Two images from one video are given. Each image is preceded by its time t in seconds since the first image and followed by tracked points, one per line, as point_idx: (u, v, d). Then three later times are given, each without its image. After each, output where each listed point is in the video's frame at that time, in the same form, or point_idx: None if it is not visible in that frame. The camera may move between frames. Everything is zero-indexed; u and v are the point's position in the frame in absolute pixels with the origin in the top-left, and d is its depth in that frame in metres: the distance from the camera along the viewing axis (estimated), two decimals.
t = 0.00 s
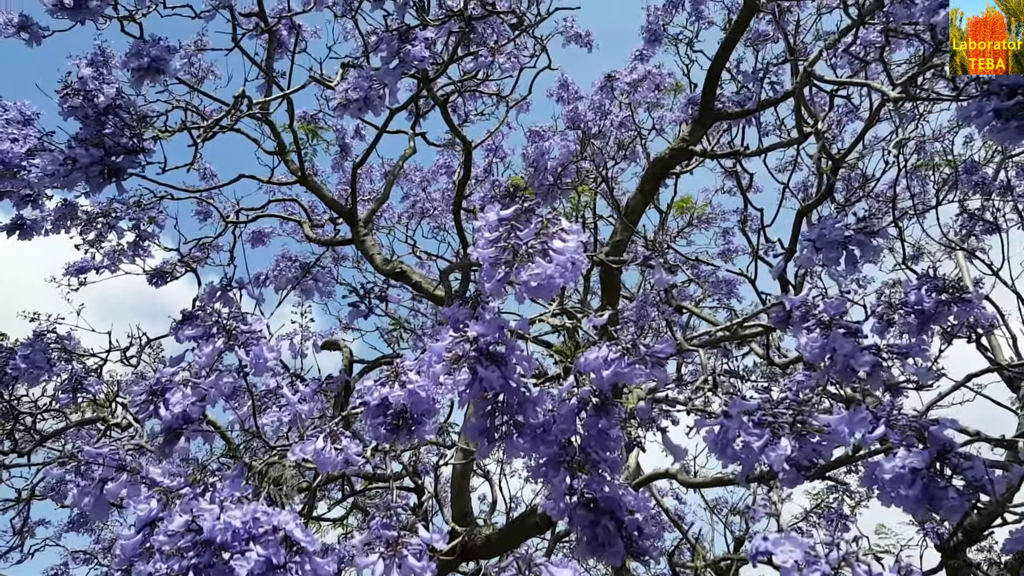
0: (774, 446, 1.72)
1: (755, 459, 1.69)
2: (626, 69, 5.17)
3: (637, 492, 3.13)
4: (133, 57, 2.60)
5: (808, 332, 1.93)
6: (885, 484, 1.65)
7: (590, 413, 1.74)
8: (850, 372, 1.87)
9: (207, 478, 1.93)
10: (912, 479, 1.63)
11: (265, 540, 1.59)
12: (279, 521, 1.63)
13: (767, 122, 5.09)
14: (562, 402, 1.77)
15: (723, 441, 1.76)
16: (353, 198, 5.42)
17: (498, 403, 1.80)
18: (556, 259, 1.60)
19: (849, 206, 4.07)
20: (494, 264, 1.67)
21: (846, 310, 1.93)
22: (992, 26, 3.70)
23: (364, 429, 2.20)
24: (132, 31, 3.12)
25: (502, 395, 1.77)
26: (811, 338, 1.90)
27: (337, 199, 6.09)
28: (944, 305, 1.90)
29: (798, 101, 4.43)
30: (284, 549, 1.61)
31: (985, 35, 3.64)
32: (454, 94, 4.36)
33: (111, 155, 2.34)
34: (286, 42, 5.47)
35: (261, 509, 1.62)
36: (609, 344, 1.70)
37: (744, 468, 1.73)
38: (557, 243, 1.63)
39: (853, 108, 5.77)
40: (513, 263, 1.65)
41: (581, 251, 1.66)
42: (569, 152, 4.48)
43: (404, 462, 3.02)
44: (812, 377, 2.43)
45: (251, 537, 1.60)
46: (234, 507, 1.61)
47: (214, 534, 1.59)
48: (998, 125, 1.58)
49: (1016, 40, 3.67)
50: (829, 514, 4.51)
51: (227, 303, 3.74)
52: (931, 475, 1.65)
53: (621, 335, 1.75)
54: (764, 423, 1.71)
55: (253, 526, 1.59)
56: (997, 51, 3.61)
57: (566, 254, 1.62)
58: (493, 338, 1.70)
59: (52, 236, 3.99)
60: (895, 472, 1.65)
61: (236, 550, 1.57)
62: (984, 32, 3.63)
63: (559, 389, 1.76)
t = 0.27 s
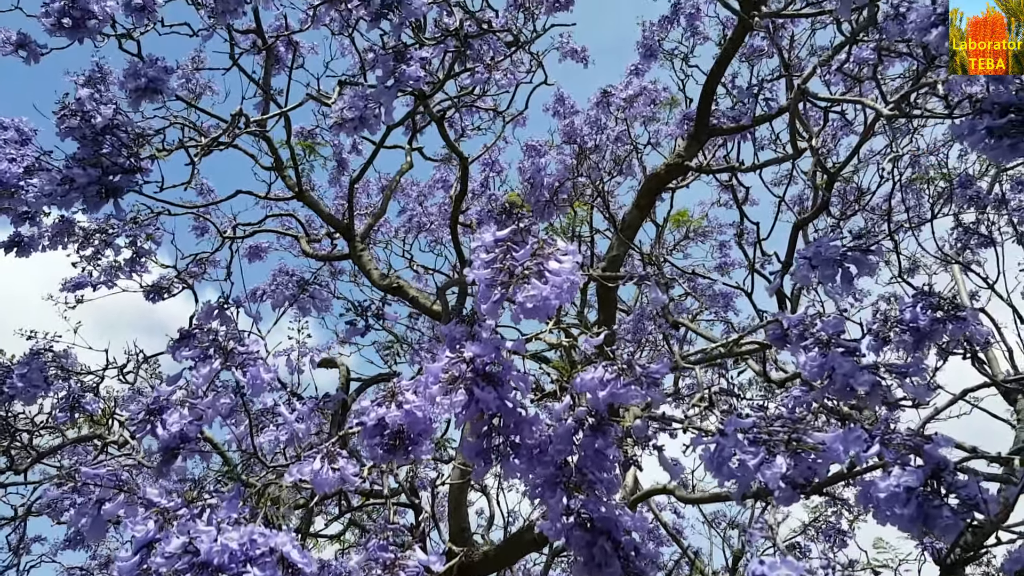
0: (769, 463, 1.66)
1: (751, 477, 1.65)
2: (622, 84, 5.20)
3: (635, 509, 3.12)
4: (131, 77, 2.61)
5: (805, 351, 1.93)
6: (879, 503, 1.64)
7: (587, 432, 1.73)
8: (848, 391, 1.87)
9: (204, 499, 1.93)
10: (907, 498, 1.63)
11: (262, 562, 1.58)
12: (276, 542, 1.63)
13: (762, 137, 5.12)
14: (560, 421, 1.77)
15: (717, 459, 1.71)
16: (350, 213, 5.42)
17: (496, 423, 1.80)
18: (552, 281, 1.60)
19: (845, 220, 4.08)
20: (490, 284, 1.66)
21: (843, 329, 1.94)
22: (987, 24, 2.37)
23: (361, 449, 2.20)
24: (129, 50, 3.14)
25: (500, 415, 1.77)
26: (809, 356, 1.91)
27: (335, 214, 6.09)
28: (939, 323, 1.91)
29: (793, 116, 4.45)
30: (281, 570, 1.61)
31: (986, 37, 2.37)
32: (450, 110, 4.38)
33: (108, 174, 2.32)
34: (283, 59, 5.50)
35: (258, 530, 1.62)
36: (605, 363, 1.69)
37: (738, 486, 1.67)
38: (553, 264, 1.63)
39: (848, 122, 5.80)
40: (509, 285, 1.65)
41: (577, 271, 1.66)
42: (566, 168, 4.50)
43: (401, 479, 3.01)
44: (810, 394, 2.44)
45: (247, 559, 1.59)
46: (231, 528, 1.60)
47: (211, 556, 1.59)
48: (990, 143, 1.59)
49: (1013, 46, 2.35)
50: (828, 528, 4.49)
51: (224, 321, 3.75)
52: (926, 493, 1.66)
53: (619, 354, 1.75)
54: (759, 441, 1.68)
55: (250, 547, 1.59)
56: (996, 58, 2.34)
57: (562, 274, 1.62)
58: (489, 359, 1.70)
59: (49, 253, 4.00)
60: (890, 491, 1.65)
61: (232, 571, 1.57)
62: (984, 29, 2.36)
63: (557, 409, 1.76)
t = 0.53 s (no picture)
0: (762, 480, 1.64)
1: (744, 494, 1.64)
2: (616, 98, 5.23)
3: (630, 523, 3.12)
4: (126, 94, 2.62)
5: (798, 368, 1.95)
6: (872, 521, 1.65)
7: (581, 449, 1.74)
8: (842, 407, 1.88)
9: (197, 517, 1.93)
10: (899, 516, 1.64)
11: None
12: (270, 560, 1.63)
13: (754, 151, 5.15)
14: (555, 438, 1.77)
15: (711, 475, 1.68)
16: (345, 226, 5.43)
17: (490, 440, 1.81)
18: (545, 299, 1.60)
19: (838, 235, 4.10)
20: (483, 302, 1.65)
21: (836, 346, 1.95)
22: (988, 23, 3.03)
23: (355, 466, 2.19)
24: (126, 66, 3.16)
25: (495, 431, 1.77)
26: (802, 373, 1.92)
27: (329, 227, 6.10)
28: (930, 340, 1.94)
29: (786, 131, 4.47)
30: None
31: (986, 34, 3.04)
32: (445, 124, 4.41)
33: (104, 190, 2.32)
34: (278, 72, 5.52)
35: (252, 549, 1.62)
36: (600, 381, 1.70)
37: (731, 504, 1.65)
38: (546, 283, 1.63)
39: (840, 137, 5.84)
40: (502, 303, 1.64)
41: (571, 289, 1.65)
42: (560, 182, 4.53)
43: (395, 495, 3.00)
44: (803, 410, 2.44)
45: None
46: (224, 547, 1.60)
47: None
48: (982, 159, 1.61)
49: (1007, 44, 3.12)
50: (824, 543, 4.49)
51: (218, 336, 3.75)
52: (919, 511, 1.66)
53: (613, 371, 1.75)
54: (751, 457, 1.67)
55: (244, 567, 1.58)
56: (997, 55, 3.03)
57: (555, 293, 1.62)
58: (483, 376, 1.71)
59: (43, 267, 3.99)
60: (883, 508, 1.65)
61: None
62: (985, 30, 3.01)
63: (551, 425, 1.76)
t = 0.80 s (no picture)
0: (755, 501, 1.64)
1: (736, 514, 1.63)
2: (610, 112, 5.26)
3: (624, 539, 3.11)
4: (121, 108, 2.63)
5: (790, 384, 1.95)
6: (864, 539, 1.64)
7: (574, 467, 1.73)
8: (832, 424, 1.89)
9: (189, 534, 1.92)
10: (891, 533, 1.63)
11: None
12: None
13: (747, 164, 5.18)
14: (547, 455, 1.77)
15: (704, 495, 1.68)
16: (339, 239, 5.43)
17: (482, 457, 1.80)
18: (538, 314, 1.59)
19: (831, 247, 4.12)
20: (476, 318, 1.65)
21: (827, 361, 1.95)
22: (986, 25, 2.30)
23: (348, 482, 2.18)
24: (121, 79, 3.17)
25: (488, 448, 1.77)
26: (793, 389, 1.93)
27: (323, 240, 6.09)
28: (921, 355, 1.94)
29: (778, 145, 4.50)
30: None
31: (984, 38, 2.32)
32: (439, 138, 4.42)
33: (98, 206, 2.30)
34: (273, 85, 5.54)
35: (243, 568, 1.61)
36: (592, 399, 1.70)
37: (724, 525, 1.65)
38: (539, 298, 1.63)
39: (833, 149, 5.88)
40: (495, 319, 1.63)
41: (564, 305, 1.65)
42: (554, 195, 4.54)
43: (388, 510, 2.99)
44: (795, 424, 2.44)
45: None
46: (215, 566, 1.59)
47: None
48: (971, 175, 1.63)
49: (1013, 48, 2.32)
50: (818, 556, 4.49)
51: (211, 351, 3.73)
52: (910, 529, 1.66)
53: (606, 388, 1.75)
54: (745, 477, 1.66)
55: None
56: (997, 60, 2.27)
57: (548, 308, 1.61)
58: (476, 393, 1.70)
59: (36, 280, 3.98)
60: (875, 526, 1.64)
61: None
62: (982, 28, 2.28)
63: (543, 442, 1.76)
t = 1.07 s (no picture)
0: (751, 522, 1.63)
1: (732, 535, 1.63)
2: (604, 126, 5.28)
3: (619, 554, 3.11)
4: (117, 124, 2.64)
5: (783, 400, 1.96)
6: (858, 558, 1.64)
7: (570, 484, 1.73)
8: (825, 441, 1.89)
9: (186, 551, 1.92)
10: (885, 552, 1.63)
11: None
12: None
13: (741, 178, 5.22)
14: (543, 472, 1.77)
15: (699, 514, 1.68)
16: (334, 252, 5.43)
17: (478, 473, 1.80)
18: (534, 331, 1.59)
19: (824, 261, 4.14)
20: (472, 335, 1.65)
21: (820, 378, 1.96)
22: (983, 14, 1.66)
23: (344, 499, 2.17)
24: (117, 94, 3.18)
25: (484, 465, 1.77)
26: (786, 406, 1.94)
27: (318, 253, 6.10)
28: (915, 370, 1.95)
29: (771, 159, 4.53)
30: None
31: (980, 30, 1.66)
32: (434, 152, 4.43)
33: (94, 221, 2.30)
34: (269, 99, 5.57)
35: None
36: (588, 417, 1.70)
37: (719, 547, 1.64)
38: (535, 314, 1.62)
39: (826, 163, 5.92)
40: (490, 336, 1.63)
41: (559, 321, 1.65)
42: (549, 209, 4.56)
43: (383, 526, 2.98)
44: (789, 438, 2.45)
45: None
46: None
47: None
48: (962, 196, 1.57)
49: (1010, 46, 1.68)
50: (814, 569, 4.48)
51: (206, 367, 3.73)
52: (903, 547, 1.66)
53: (601, 406, 1.75)
54: (740, 498, 1.65)
55: None
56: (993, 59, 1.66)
57: (544, 325, 1.61)
58: (472, 410, 1.71)
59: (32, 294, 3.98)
60: (868, 545, 1.64)
61: None
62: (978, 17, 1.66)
63: (539, 460, 1.76)
